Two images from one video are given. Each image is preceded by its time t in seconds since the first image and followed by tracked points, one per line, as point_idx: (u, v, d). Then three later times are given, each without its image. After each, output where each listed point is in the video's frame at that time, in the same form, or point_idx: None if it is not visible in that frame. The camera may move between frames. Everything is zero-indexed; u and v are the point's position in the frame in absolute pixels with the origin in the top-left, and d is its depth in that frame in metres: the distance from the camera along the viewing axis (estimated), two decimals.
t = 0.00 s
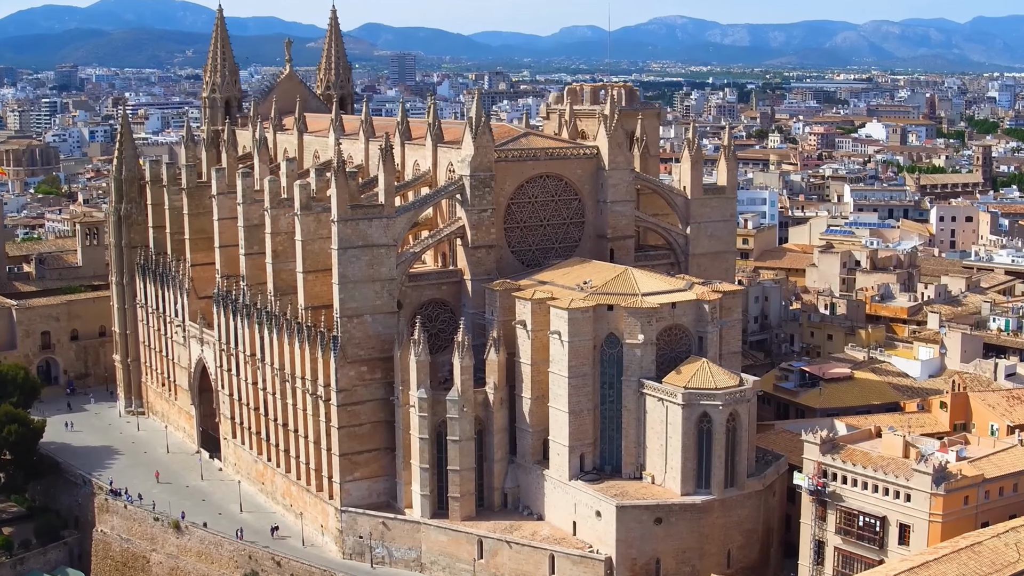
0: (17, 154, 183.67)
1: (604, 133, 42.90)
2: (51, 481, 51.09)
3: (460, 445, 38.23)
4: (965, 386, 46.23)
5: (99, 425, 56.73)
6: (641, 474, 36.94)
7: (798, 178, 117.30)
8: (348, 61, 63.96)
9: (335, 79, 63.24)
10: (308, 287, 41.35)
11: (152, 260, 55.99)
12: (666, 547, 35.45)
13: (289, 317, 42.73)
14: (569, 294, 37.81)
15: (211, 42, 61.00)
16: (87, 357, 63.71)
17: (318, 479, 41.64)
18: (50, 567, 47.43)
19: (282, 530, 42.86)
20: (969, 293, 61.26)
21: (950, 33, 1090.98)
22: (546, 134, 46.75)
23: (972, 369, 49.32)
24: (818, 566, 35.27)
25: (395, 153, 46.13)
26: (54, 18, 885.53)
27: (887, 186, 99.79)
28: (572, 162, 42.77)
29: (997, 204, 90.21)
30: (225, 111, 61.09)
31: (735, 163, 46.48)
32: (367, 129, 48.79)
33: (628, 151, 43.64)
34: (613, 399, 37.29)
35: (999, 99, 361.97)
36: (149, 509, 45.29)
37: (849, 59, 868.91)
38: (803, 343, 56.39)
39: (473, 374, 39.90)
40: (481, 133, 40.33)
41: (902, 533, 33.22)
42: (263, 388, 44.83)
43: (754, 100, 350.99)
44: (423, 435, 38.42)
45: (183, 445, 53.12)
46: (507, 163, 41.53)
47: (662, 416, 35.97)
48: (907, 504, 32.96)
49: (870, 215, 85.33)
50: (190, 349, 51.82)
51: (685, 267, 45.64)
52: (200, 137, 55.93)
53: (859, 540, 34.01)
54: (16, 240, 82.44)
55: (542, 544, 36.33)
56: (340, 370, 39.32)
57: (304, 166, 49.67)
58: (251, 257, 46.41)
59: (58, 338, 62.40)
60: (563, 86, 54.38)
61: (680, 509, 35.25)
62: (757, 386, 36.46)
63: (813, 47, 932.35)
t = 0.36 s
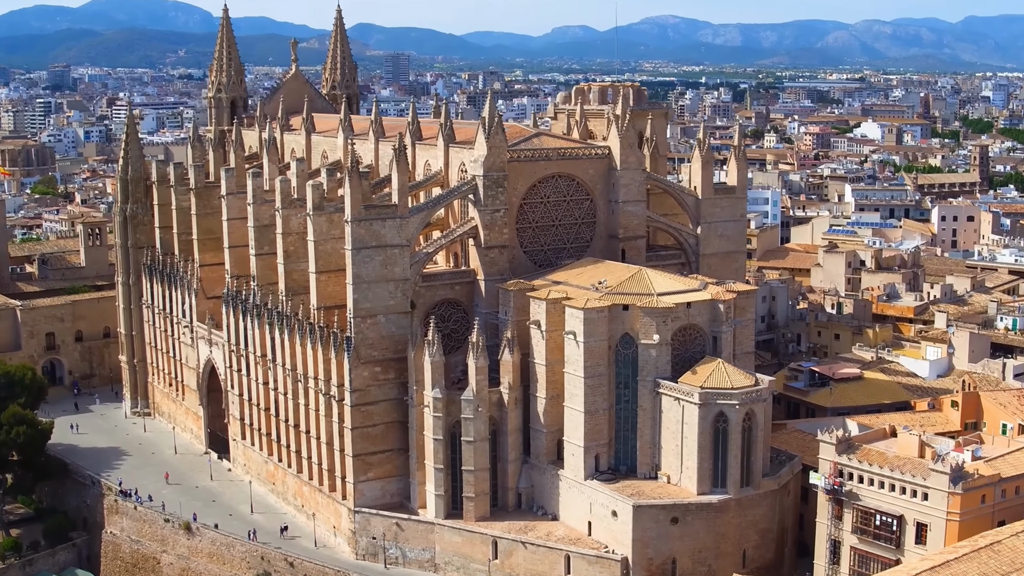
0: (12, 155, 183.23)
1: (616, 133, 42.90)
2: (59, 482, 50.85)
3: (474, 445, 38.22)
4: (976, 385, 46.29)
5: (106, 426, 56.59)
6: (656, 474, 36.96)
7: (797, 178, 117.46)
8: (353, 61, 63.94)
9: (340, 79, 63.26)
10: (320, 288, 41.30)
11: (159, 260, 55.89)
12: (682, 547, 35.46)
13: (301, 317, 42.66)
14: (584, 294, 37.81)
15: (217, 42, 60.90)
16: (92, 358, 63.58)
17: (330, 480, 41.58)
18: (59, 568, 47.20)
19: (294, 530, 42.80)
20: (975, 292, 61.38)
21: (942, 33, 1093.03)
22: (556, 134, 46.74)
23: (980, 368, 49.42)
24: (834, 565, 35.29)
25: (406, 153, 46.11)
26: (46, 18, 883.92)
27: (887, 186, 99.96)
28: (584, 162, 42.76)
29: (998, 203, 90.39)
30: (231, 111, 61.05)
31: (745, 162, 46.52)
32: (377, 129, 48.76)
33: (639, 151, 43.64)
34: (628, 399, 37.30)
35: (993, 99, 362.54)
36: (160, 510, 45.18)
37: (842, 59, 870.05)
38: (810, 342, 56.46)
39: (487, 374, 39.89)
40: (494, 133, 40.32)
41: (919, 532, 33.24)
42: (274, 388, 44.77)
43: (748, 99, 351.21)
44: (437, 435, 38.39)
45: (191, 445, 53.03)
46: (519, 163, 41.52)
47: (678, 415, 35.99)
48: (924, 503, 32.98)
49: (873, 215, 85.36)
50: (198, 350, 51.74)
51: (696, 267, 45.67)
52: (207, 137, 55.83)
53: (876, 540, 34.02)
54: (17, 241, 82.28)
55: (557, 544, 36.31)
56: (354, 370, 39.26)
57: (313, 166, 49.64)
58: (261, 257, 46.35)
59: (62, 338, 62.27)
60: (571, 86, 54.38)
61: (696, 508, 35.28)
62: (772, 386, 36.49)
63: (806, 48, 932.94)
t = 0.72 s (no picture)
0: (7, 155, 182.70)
1: (626, 133, 42.90)
2: (65, 483, 50.70)
3: (487, 446, 38.21)
4: (984, 384, 46.40)
5: (110, 426, 56.48)
6: (669, 474, 36.97)
7: (795, 178, 117.59)
8: (357, 61, 63.98)
9: (344, 79, 63.35)
10: (331, 288, 41.24)
11: (165, 260, 55.78)
12: (696, 547, 35.46)
13: (311, 317, 42.59)
14: (596, 294, 37.82)
15: (221, 42, 60.81)
16: (95, 358, 63.44)
17: (341, 480, 41.52)
18: (67, 570, 47.07)
19: (304, 531, 42.72)
20: (978, 292, 61.51)
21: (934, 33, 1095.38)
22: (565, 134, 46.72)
23: (987, 367, 49.56)
24: (848, 565, 35.29)
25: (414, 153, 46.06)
26: (39, 18, 882.23)
27: (887, 186, 100.16)
28: (593, 162, 42.76)
29: (998, 203, 90.63)
30: (235, 111, 61.06)
31: (754, 162, 46.56)
32: (384, 129, 48.76)
33: (649, 151, 43.66)
34: (641, 399, 37.32)
35: (987, 99, 363.04)
36: (168, 511, 45.06)
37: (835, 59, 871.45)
38: (815, 342, 56.49)
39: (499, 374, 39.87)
40: (505, 133, 40.31)
41: (933, 531, 33.23)
42: (283, 389, 44.69)
43: (742, 99, 351.57)
44: (449, 436, 38.37)
45: (197, 446, 52.94)
46: (530, 163, 41.51)
47: (691, 416, 35.99)
48: (938, 503, 32.98)
49: (875, 215, 85.47)
50: (205, 350, 51.64)
51: (705, 267, 45.70)
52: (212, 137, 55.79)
53: (890, 539, 34.03)
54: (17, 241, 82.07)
55: (571, 544, 36.29)
56: (365, 371, 39.20)
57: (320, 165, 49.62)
58: (270, 258, 46.27)
59: (66, 339, 62.11)
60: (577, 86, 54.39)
61: (710, 508, 35.28)
62: (785, 385, 36.52)
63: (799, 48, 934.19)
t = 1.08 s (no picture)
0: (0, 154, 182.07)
1: (635, 133, 42.92)
2: (70, 484, 50.54)
3: (499, 446, 38.19)
4: (991, 383, 46.51)
5: (114, 427, 56.32)
6: (682, 474, 36.97)
7: (792, 178, 117.81)
8: (361, 61, 64.03)
9: (348, 79, 63.45)
10: (341, 288, 41.16)
11: (169, 261, 55.64)
12: (710, 547, 35.46)
13: (321, 318, 42.51)
14: (608, 294, 37.82)
15: (224, 41, 60.70)
16: (98, 359, 63.26)
17: (351, 481, 41.43)
18: (73, 571, 46.97)
19: (314, 532, 42.62)
20: (981, 291, 61.65)
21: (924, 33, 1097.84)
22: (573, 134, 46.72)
23: (993, 366, 49.66)
24: (862, 564, 35.30)
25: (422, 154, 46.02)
26: (29, 18, 879.75)
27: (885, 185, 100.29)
28: (603, 162, 42.78)
29: (997, 203, 90.89)
30: (238, 111, 61.02)
31: (762, 162, 46.62)
32: (391, 129, 48.70)
33: (658, 151, 43.67)
34: (653, 399, 37.32)
35: (979, 99, 363.88)
36: (176, 512, 44.91)
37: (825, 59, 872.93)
38: (820, 342, 56.58)
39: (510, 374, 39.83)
40: (515, 133, 40.30)
41: (949, 530, 33.25)
42: (292, 390, 44.60)
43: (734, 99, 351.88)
44: (461, 436, 38.34)
45: (203, 447, 52.81)
46: (540, 163, 41.50)
47: (705, 415, 36.00)
48: (953, 502, 33.01)
49: (874, 215, 85.70)
50: (211, 351, 51.52)
51: (713, 267, 45.74)
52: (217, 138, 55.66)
53: (905, 538, 34.04)
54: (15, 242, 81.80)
55: (584, 544, 36.27)
56: (377, 371, 39.13)
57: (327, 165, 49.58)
58: (277, 258, 46.18)
59: (68, 340, 61.92)
60: (582, 86, 54.38)
61: (725, 508, 35.29)
62: (798, 385, 36.55)
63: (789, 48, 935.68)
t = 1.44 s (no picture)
0: None
1: (643, 133, 42.92)
2: (74, 486, 50.33)
3: (509, 446, 38.16)
4: (996, 382, 46.62)
5: (116, 428, 56.14)
6: (693, 474, 37.00)
7: (786, 178, 118.03)
8: (362, 61, 64.05)
9: (349, 79, 63.50)
10: (350, 289, 41.07)
11: (172, 261, 55.48)
12: (722, 546, 35.46)
13: (329, 318, 42.40)
14: (618, 294, 37.82)
15: (225, 41, 60.55)
16: (98, 360, 63.00)
17: (360, 482, 41.34)
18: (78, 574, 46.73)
19: (321, 534, 42.51)
20: (982, 290, 61.83)
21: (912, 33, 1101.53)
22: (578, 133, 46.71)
23: (996, 366, 49.83)
24: (874, 563, 35.32)
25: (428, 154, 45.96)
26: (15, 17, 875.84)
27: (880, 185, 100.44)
28: (611, 162, 42.76)
29: (992, 202, 91.16)
30: (239, 111, 60.94)
31: (767, 162, 46.68)
32: (397, 129, 48.65)
33: (665, 151, 43.66)
34: (664, 399, 37.32)
35: (968, 99, 364.96)
36: (182, 514, 44.75)
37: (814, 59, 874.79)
38: (822, 341, 56.69)
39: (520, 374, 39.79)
40: (524, 134, 40.25)
41: (961, 529, 33.29)
42: (298, 391, 44.48)
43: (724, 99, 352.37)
44: (472, 436, 38.30)
45: (206, 448, 52.67)
46: (549, 163, 41.48)
47: (717, 415, 36.01)
48: (966, 501, 33.05)
49: (872, 215, 85.92)
50: (215, 352, 51.38)
51: (720, 266, 45.77)
52: (218, 139, 55.56)
53: (917, 537, 34.07)
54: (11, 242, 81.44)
55: (596, 545, 36.24)
56: (386, 371, 39.04)
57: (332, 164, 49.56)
58: (283, 259, 46.06)
59: (68, 341, 61.65)
60: (586, 86, 54.37)
61: (737, 508, 35.31)
62: (809, 385, 36.58)
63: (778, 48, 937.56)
